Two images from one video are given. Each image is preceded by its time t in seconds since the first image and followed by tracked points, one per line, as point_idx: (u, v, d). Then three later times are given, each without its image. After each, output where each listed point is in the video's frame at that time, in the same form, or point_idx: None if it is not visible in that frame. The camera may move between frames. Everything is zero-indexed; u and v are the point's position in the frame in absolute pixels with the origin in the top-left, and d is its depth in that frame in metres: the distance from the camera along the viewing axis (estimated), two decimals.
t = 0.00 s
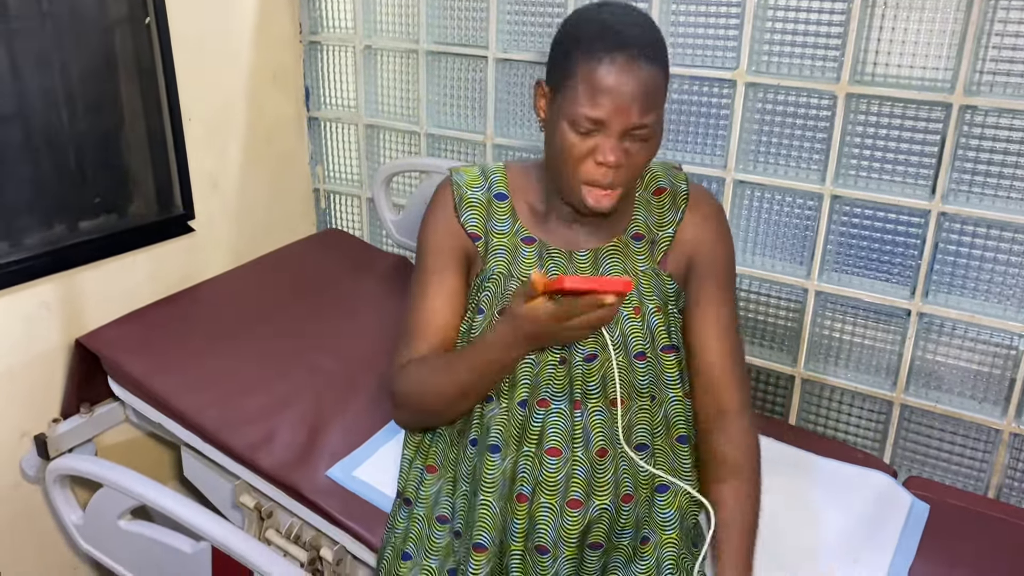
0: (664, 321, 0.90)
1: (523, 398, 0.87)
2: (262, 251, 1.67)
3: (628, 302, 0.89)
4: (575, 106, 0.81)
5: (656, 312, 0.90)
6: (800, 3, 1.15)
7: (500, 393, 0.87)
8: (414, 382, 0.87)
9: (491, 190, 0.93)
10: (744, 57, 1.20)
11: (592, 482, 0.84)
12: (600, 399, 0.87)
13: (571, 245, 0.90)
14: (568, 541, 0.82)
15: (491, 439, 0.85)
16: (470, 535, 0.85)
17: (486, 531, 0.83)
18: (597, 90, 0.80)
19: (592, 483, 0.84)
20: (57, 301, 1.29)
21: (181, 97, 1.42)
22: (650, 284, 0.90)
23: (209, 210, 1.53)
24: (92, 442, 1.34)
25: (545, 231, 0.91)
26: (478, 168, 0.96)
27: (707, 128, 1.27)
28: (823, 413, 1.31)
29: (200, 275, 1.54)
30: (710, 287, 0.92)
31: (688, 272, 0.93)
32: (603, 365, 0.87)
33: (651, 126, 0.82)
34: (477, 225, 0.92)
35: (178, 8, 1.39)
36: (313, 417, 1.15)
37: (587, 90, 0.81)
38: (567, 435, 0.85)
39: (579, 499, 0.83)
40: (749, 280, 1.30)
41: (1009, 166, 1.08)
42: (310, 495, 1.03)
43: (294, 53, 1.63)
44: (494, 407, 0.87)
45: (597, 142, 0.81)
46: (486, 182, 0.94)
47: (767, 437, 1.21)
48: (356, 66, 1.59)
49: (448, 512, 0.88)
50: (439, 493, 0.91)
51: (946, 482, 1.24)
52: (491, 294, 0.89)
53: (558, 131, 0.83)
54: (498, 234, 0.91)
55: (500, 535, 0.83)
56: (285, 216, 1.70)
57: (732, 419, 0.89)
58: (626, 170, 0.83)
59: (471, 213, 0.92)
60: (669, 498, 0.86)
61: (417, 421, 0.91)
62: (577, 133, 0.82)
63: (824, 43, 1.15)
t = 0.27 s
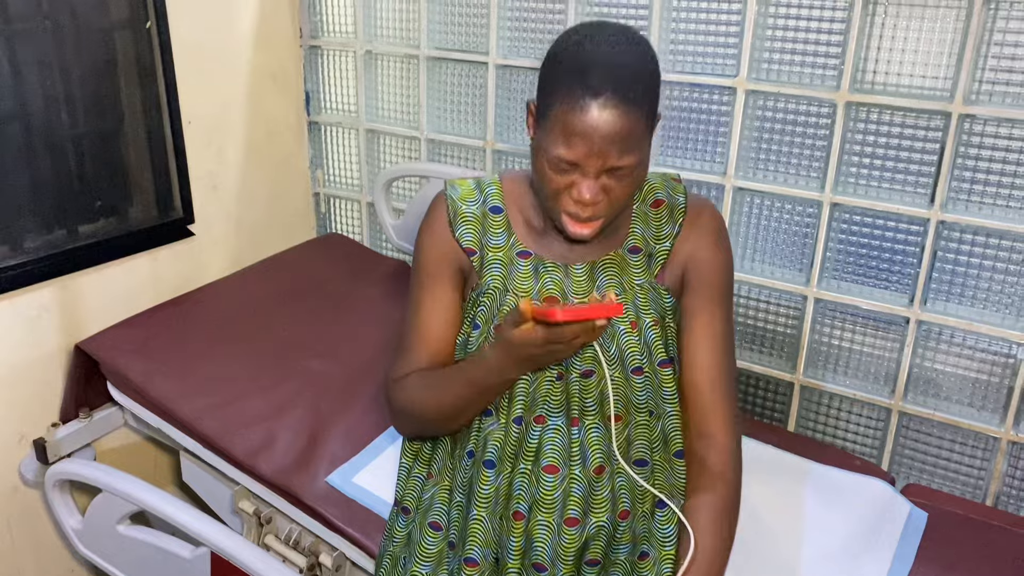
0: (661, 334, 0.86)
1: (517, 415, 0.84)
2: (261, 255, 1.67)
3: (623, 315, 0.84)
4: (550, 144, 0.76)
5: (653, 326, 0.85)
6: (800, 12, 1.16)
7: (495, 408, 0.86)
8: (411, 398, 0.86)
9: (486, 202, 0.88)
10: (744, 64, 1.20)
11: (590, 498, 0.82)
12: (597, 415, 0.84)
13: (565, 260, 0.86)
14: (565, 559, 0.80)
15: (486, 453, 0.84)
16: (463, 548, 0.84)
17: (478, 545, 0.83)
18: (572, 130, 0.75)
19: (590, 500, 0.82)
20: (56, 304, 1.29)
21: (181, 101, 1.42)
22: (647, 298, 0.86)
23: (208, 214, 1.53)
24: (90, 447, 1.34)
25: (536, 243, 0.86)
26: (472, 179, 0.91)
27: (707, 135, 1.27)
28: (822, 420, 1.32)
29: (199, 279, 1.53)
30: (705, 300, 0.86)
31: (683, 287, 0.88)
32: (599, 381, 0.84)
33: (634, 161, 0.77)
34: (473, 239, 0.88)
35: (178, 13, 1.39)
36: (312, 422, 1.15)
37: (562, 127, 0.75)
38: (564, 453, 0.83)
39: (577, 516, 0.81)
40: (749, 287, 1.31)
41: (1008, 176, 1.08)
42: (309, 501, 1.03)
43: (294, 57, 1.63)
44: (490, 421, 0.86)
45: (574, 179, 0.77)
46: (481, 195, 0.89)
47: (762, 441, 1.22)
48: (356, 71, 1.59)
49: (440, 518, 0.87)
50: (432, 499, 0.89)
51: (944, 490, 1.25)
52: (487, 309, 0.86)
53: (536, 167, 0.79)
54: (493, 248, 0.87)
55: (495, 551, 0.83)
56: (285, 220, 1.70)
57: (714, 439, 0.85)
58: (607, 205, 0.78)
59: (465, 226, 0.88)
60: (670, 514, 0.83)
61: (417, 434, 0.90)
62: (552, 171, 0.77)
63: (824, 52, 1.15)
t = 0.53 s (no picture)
0: (651, 348, 0.87)
1: (510, 429, 0.84)
2: (259, 261, 1.68)
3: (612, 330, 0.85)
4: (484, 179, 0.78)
5: (642, 339, 0.86)
6: (795, 23, 1.16)
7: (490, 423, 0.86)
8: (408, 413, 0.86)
9: (474, 217, 0.89)
10: (739, 75, 1.21)
11: (582, 514, 0.82)
12: (590, 431, 0.83)
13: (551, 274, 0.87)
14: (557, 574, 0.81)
15: (484, 467, 0.84)
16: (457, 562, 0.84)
17: (472, 560, 0.83)
18: (494, 169, 0.76)
19: (581, 516, 0.82)
20: (54, 310, 1.30)
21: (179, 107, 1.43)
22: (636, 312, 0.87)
23: (206, 220, 1.53)
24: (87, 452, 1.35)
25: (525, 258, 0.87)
26: (459, 195, 0.92)
27: (702, 145, 1.28)
28: (816, 429, 1.32)
29: (196, 285, 1.54)
30: (695, 313, 0.86)
31: (670, 299, 0.87)
32: (592, 396, 0.84)
33: (563, 193, 0.76)
34: (462, 253, 0.88)
35: (177, 20, 1.40)
36: (308, 429, 1.16)
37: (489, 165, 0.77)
38: (556, 469, 0.82)
39: (568, 532, 0.81)
40: (743, 296, 1.31)
41: (1001, 187, 1.09)
42: (304, 507, 1.04)
43: (292, 64, 1.64)
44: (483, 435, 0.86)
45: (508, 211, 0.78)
46: (467, 210, 0.90)
47: (754, 450, 1.22)
48: (354, 79, 1.60)
49: (437, 531, 0.88)
50: (428, 512, 0.89)
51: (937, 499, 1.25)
52: (476, 324, 0.87)
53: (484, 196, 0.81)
54: (482, 261, 0.88)
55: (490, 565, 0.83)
56: (282, 226, 1.71)
57: (710, 454, 0.85)
58: (546, 235, 0.79)
59: (454, 241, 0.88)
60: (661, 528, 0.83)
61: (415, 455, 0.89)
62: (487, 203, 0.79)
63: (819, 63, 1.16)
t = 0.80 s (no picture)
0: (637, 355, 0.81)
1: (488, 442, 0.80)
2: (256, 264, 1.68)
3: (596, 339, 0.79)
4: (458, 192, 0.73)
5: (628, 348, 0.80)
6: (790, 31, 1.17)
7: (464, 432, 0.82)
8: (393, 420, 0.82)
9: (456, 231, 0.80)
10: (734, 82, 1.22)
11: (569, 525, 0.80)
12: (574, 442, 0.79)
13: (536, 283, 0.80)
14: None
15: (459, 479, 0.81)
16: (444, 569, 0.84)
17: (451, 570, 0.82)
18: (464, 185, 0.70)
19: (569, 527, 0.80)
20: (50, 312, 1.30)
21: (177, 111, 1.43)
22: (623, 321, 0.80)
23: (203, 223, 1.53)
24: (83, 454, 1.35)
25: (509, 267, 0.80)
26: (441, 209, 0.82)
27: (698, 151, 1.28)
28: (810, 435, 1.32)
29: (192, 288, 1.54)
30: (689, 322, 0.81)
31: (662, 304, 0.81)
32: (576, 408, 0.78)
33: (542, 199, 0.70)
34: (445, 269, 0.80)
35: (176, 23, 1.40)
36: (301, 433, 1.16)
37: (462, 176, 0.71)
38: (541, 480, 0.79)
39: (557, 543, 0.79)
40: (738, 301, 1.32)
41: (993, 195, 1.09)
42: (297, 510, 1.04)
43: (290, 68, 1.65)
44: (462, 444, 0.82)
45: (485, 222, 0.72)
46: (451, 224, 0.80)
47: (748, 455, 1.23)
48: (352, 83, 1.60)
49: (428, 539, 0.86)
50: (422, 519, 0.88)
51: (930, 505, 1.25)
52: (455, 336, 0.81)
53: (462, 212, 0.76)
54: (464, 277, 0.79)
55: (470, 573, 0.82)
56: (280, 229, 1.71)
57: (702, 464, 0.82)
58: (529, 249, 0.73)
59: (437, 257, 0.80)
60: (649, 534, 0.81)
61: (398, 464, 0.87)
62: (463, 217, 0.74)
63: (813, 71, 1.17)
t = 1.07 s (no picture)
0: (626, 356, 0.81)
1: (478, 445, 0.81)
2: (254, 265, 1.69)
3: (584, 341, 0.80)
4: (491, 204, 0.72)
5: (617, 349, 0.81)
6: (786, 35, 1.18)
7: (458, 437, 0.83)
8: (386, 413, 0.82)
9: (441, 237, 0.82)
10: (731, 86, 1.23)
11: (554, 522, 0.79)
12: (555, 440, 0.80)
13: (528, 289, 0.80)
14: None
15: (450, 483, 0.82)
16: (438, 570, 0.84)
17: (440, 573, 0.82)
18: (508, 188, 0.70)
19: (554, 525, 0.79)
20: (49, 312, 1.31)
21: (176, 112, 1.44)
22: (610, 322, 0.81)
23: (202, 225, 1.54)
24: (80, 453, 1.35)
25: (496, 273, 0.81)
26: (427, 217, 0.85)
27: (694, 155, 1.29)
28: (805, 438, 1.33)
29: (190, 288, 1.55)
30: (683, 312, 0.84)
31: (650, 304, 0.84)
32: (558, 409, 0.79)
33: (576, 195, 0.73)
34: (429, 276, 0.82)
35: (176, 26, 1.41)
36: (297, 433, 1.17)
37: (501, 182, 0.71)
38: (527, 480, 0.79)
39: (543, 541, 0.79)
40: (734, 304, 1.33)
41: (987, 199, 1.10)
42: (293, 510, 1.04)
43: (289, 70, 1.65)
44: (455, 449, 0.83)
45: (524, 229, 0.72)
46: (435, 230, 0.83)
47: (742, 457, 1.23)
48: (351, 85, 1.61)
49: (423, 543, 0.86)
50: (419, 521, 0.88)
51: (923, 508, 1.26)
52: (449, 340, 0.82)
53: (485, 230, 0.74)
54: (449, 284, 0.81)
55: None
56: (278, 231, 1.72)
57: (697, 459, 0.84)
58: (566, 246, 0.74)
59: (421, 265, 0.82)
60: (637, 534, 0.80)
61: (390, 468, 0.89)
62: (500, 228, 0.72)
63: (809, 75, 1.17)
